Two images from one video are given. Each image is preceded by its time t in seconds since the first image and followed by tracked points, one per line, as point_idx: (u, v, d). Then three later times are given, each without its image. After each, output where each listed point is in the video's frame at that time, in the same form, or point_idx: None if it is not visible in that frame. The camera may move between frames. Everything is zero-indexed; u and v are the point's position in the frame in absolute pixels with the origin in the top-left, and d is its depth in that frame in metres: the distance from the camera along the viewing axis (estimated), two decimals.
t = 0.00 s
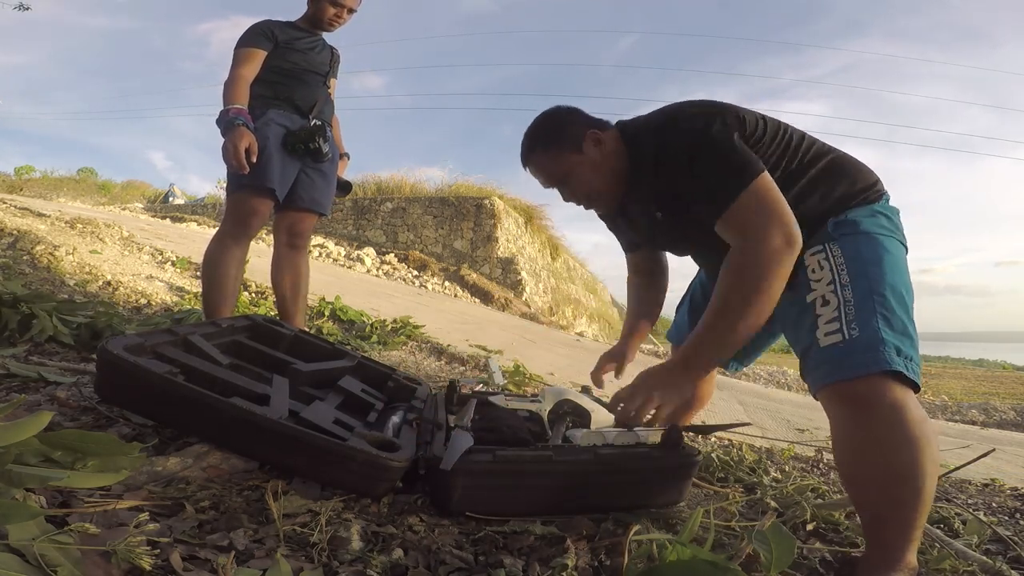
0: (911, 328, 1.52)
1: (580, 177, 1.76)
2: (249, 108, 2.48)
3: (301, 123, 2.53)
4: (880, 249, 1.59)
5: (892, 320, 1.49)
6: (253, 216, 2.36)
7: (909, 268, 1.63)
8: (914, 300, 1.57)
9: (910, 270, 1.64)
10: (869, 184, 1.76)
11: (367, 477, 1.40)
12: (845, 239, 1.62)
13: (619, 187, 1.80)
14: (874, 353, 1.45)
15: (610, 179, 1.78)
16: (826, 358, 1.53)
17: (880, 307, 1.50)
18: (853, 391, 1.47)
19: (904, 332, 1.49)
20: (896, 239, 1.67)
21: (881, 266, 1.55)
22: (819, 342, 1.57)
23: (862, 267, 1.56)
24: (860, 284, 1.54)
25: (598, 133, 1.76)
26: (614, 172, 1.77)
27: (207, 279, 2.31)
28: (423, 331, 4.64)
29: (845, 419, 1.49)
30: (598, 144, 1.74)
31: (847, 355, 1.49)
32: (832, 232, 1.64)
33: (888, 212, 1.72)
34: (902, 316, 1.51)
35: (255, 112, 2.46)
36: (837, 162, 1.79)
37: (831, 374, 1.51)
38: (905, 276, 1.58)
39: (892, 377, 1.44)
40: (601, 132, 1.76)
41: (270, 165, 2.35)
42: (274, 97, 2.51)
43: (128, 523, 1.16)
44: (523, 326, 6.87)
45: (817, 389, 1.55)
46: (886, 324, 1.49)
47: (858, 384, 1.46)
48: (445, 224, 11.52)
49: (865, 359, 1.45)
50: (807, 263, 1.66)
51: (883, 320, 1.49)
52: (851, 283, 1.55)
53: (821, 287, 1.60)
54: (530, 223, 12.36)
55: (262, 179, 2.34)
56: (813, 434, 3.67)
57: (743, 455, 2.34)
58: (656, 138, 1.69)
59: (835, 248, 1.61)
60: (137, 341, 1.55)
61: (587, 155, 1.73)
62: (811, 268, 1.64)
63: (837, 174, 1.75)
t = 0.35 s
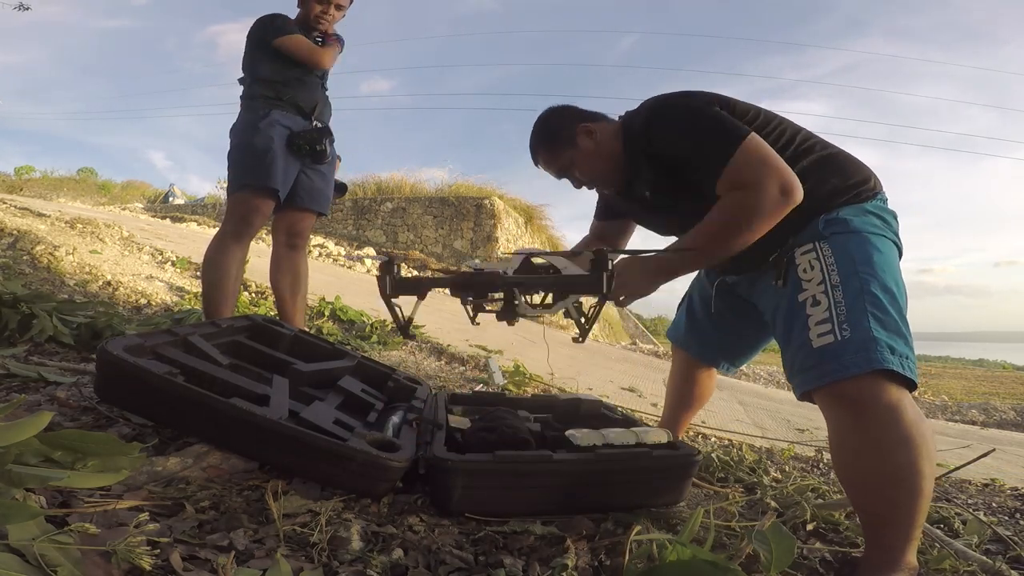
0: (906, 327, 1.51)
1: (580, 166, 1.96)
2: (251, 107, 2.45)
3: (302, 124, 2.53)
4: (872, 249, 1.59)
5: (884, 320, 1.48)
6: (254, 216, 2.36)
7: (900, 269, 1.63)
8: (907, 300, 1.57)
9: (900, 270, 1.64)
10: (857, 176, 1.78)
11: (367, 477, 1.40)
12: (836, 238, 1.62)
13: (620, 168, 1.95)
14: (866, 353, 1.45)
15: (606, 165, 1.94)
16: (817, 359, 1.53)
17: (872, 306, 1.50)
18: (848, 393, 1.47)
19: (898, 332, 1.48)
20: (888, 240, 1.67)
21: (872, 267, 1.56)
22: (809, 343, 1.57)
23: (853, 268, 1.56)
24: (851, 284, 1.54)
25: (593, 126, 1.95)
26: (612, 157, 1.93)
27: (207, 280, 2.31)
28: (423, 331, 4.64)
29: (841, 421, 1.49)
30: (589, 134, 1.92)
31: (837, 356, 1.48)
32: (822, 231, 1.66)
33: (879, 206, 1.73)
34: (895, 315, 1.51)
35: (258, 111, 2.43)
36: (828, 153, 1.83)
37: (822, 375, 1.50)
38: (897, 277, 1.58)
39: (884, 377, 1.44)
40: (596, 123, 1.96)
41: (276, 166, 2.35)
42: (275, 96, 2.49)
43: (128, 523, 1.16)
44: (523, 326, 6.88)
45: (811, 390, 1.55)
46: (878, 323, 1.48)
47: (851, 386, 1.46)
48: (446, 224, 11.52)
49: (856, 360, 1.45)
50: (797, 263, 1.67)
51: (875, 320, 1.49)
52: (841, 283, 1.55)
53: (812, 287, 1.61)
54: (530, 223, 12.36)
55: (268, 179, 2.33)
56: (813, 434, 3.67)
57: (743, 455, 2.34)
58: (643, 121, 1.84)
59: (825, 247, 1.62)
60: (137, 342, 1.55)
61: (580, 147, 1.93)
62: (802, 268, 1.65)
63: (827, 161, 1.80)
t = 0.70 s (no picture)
0: (902, 325, 1.50)
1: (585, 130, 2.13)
2: (248, 108, 2.50)
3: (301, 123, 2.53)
4: (868, 245, 1.58)
5: (881, 317, 1.48)
6: (253, 217, 2.35)
7: (896, 265, 1.63)
8: (902, 297, 1.56)
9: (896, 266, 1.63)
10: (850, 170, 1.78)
11: (368, 477, 1.39)
12: (834, 234, 1.62)
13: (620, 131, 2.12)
14: (863, 351, 1.44)
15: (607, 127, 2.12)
16: (814, 355, 1.52)
17: (870, 304, 1.49)
18: (846, 392, 1.47)
19: (895, 330, 1.48)
20: (884, 236, 1.67)
21: (869, 263, 1.55)
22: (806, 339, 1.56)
23: (850, 264, 1.55)
24: (849, 280, 1.53)
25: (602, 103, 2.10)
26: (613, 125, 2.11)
27: (209, 282, 2.31)
28: (423, 331, 4.64)
29: (840, 421, 1.49)
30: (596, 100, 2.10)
31: (834, 354, 1.48)
32: (820, 226, 1.65)
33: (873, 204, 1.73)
34: (892, 311, 1.50)
35: (252, 111, 2.47)
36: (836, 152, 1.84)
37: (818, 371, 1.50)
38: (893, 274, 1.58)
39: (881, 376, 1.44)
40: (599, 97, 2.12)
41: (262, 163, 2.34)
42: (272, 97, 2.52)
43: (128, 523, 1.16)
44: (523, 326, 6.88)
45: (809, 389, 1.55)
46: (874, 320, 1.47)
47: (850, 384, 1.46)
48: (446, 224, 11.52)
49: (854, 358, 1.44)
50: (795, 258, 1.66)
51: (872, 317, 1.48)
52: (840, 279, 1.53)
53: (810, 283, 1.60)
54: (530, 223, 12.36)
55: (254, 175, 2.32)
56: (813, 434, 3.68)
57: (743, 455, 2.34)
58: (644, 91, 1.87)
59: (823, 242, 1.62)
60: (138, 345, 1.55)
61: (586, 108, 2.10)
62: (799, 264, 1.64)
63: (827, 154, 1.81)
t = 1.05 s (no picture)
0: (893, 326, 1.50)
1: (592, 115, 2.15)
2: (251, 109, 2.49)
3: (304, 123, 2.53)
4: (856, 245, 1.58)
5: (870, 319, 1.48)
6: (254, 217, 2.35)
7: (886, 264, 1.62)
8: (892, 297, 1.56)
9: (887, 266, 1.63)
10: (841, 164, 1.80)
11: (368, 477, 1.39)
12: (822, 233, 1.62)
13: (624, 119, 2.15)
14: (851, 354, 1.44)
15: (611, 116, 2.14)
16: (804, 359, 1.52)
17: (858, 305, 1.49)
18: (839, 394, 1.46)
19: (885, 330, 1.48)
20: (874, 235, 1.66)
21: (858, 263, 1.55)
22: (795, 342, 1.56)
23: (838, 264, 1.55)
24: (836, 281, 1.53)
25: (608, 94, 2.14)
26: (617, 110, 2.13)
27: (208, 282, 2.31)
28: (423, 331, 4.64)
29: (833, 423, 1.48)
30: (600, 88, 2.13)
31: (822, 356, 1.48)
32: (808, 224, 1.65)
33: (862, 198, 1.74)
34: (881, 312, 1.50)
35: (257, 112, 2.47)
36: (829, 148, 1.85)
37: (807, 375, 1.50)
38: (883, 275, 1.57)
39: (871, 377, 1.43)
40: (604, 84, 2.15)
41: (268, 164, 2.34)
42: (275, 97, 2.51)
43: (128, 523, 1.16)
44: (523, 326, 6.88)
45: (802, 391, 1.55)
46: (863, 322, 1.47)
47: (840, 386, 1.46)
48: (446, 224, 11.52)
49: (842, 360, 1.45)
50: (783, 259, 1.66)
51: (861, 318, 1.48)
52: (827, 281, 1.53)
53: (798, 284, 1.59)
54: (530, 223, 12.36)
55: (260, 176, 2.32)
56: (813, 434, 3.68)
57: (743, 455, 2.34)
58: (645, 77, 1.90)
59: (811, 242, 1.62)
60: (138, 346, 1.55)
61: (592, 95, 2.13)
62: (787, 265, 1.64)
63: (819, 147, 1.82)
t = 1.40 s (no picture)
0: (888, 326, 1.50)
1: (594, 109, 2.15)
2: (253, 108, 2.49)
3: (305, 123, 2.53)
4: (852, 245, 1.58)
5: (865, 319, 1.48)
6: (255, 217, 2.35)
7: (882, 265, 1.62)
8: (888, 298, 1.56)
9: (884, 267, 1.63)
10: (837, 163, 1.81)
11: (368, 477, 1.39)
12: (817, 234, 1.61)
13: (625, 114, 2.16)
14: (846, 355, 1.44)
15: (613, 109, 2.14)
16: (800, 360, 1.52)
17: (853, 306, 1.49)
18: (834, 396, 1.46)
19: (880, 331, 1.48)
20: (870, 236, 1.66)
21: (853, 264, 1.55)
22: (790, 343, 1.56)
23: (834, 265, 1.55)
24: (831, 282, 1.53)
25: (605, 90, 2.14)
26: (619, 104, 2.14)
27: (209, 281, 2.31)
28: (423, 331, 4.64)
29: (829, 425, 1.48)
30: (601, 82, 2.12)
31: (817, 356, 1.48)
32: (804, 225, 1.65)
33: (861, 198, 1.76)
34: (877, 313, 1.50)
35: (259, 112, 2.46)
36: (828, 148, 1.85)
37: (803, 376, 1.50)
38: (879, 276, 1.57)
39: (866, 378, 1.43)
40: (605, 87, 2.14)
41: (271, 164, 2.34)
42: (277, 97, 2.51)
43: (128, 523, 1.16)
44: (523, 326, 6.88)
45: (797, 392, 1.54)
46: (858, 322, 1.47)
47: (835, 387, 1.46)
48: (445, 224, 11.52)
49: (836, 361, 1.45)
50: (779, 260, 1.66)
51: (856, 319, 1.48)
52: (823, 282, 1.53)
53: (794, 285, 1.59)
54: (530, 223, 12.36)
55: (262, 176, 2.32)
56: (813, 434, 3.68)
57: (743, 455, 2.34)
58: (650, 72, 1.90)
59: (807, 243, 1.62)
60: (139, 346, 1.55)
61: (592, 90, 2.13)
62: (783, 266, 1.64)
63: (820, 149, 1.83)
